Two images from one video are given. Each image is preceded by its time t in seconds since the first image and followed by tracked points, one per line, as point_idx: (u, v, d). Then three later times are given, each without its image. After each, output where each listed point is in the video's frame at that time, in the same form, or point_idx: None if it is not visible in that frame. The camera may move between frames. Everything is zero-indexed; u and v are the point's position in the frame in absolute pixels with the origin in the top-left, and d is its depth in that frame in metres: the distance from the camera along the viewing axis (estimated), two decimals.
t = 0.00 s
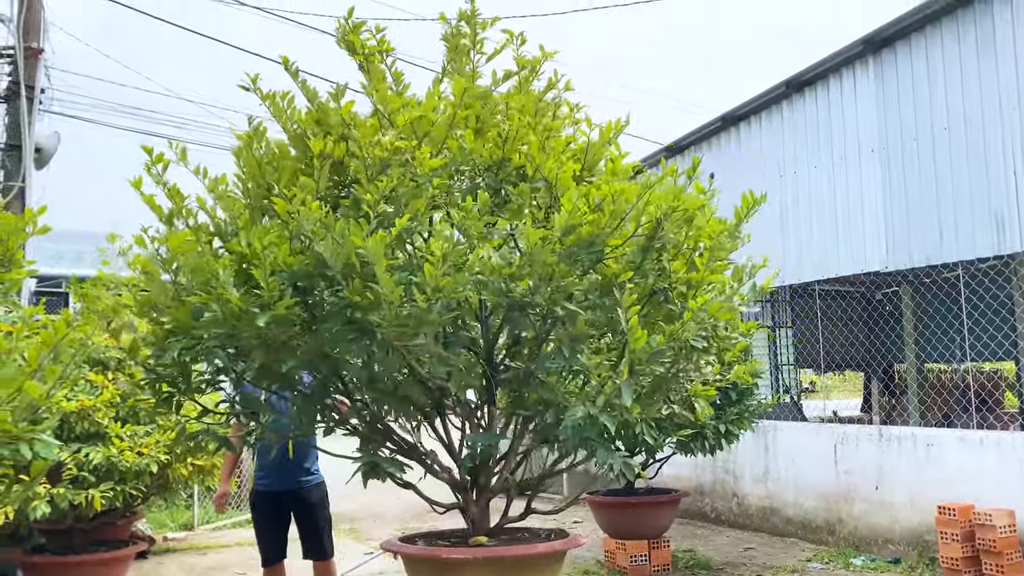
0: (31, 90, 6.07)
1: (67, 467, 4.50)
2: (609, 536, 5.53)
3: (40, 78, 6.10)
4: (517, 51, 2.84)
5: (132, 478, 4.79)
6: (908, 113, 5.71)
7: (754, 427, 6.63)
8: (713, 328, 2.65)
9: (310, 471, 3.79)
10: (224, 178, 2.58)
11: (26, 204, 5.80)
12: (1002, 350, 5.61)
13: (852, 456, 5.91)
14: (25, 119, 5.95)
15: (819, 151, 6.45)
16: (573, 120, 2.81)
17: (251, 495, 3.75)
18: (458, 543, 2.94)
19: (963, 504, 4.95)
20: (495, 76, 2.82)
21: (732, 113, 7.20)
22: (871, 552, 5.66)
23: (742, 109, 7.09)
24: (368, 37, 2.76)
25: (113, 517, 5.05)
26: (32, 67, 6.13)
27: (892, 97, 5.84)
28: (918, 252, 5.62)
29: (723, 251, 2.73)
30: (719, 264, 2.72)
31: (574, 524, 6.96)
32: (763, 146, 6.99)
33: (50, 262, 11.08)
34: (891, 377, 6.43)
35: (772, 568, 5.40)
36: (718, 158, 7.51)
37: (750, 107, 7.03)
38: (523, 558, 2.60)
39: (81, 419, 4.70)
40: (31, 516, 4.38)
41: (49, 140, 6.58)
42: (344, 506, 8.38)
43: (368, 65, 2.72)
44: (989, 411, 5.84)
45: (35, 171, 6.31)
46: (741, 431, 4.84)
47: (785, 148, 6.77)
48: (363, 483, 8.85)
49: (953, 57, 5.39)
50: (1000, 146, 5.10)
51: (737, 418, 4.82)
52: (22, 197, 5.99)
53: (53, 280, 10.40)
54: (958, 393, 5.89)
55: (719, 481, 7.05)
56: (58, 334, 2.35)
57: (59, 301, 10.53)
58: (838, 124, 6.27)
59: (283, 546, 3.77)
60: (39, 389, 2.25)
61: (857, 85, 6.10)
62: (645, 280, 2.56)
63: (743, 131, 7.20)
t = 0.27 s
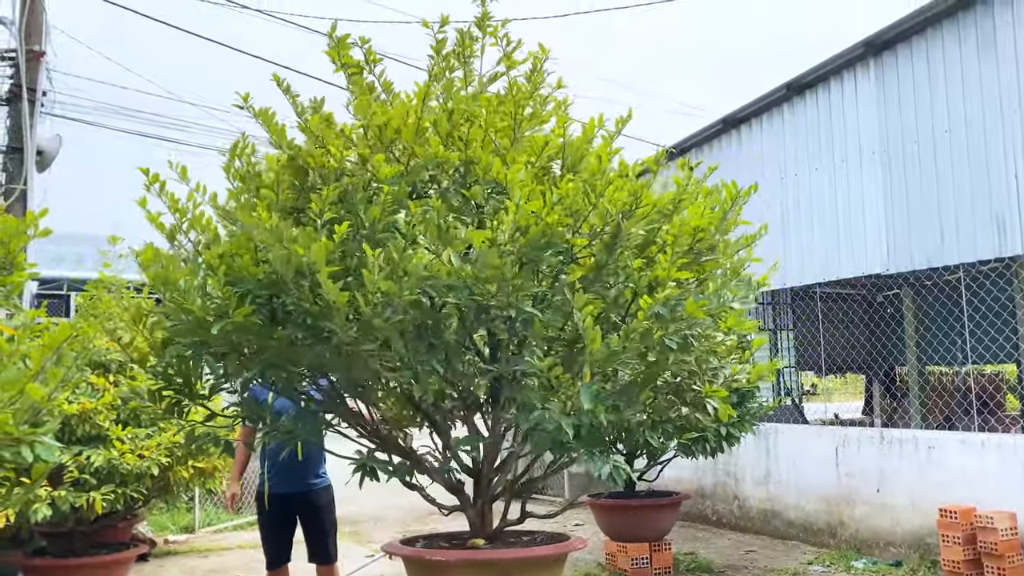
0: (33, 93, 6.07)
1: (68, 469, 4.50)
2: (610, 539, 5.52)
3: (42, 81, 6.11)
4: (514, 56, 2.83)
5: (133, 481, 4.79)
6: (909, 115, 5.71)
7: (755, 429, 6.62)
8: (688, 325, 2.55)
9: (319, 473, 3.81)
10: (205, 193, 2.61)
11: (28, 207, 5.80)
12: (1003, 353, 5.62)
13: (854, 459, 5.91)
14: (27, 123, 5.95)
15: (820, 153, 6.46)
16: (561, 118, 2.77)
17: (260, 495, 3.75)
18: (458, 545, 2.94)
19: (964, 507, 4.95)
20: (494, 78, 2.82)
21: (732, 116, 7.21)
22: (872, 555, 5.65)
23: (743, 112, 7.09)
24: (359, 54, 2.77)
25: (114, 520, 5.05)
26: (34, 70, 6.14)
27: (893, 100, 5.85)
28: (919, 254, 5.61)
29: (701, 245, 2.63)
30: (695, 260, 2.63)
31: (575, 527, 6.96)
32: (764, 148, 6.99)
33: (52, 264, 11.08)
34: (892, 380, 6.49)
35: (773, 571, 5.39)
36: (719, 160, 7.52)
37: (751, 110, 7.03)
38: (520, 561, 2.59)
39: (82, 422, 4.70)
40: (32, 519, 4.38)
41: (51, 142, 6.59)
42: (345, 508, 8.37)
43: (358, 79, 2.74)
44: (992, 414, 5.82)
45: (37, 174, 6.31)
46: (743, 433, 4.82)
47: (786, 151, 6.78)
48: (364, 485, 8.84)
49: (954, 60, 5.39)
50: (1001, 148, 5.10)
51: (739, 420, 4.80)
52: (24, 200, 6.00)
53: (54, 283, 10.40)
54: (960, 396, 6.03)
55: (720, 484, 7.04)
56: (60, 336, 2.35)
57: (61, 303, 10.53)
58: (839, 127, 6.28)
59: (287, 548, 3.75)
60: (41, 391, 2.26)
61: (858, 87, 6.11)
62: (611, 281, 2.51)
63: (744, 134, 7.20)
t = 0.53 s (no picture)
0: (34, 95, 6.07)
1: (68, 471, 4.49)
2: (611, 541, 5.51)
3: (43, 83, 6.11)
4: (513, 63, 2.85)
5: (134, 482, 4.79)
6: (910, 117, 5.71)
7: (756, 431, 6.61)
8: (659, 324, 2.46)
9: (331, 475, 3.81)
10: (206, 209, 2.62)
11: (29, 209, 5.81)
12: (1004, 354, 5.61)
13: (855, 461, 5.90)
14: (28, 125, 5.95)
15: (820, 154, 6.45)
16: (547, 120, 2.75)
17: (272, 496, 3.74)
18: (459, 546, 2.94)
19: (966, 509, 4.95)
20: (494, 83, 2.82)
21: (733, 117, 7.20)
22: (873, 557, 5.65)
23: (744, 113, 7.09)
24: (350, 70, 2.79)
25: (115, 521, 5.06)
26: (35, 72, 6.13)
27: (894, 101, 5.84)
28: (920, 256, 5.61)
29: (677, 241, 2.55)
30: (671, 257, 2.56)
31: (576, 529, 6.95)
32: (765, 150, 6.99)
33: (53, 265, 11.06)
34: (893, 381, 6.46)
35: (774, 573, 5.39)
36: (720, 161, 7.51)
37: (752, 111, 7.03)
38: (517, 562, 2.58)
39: (83, 424, 4.70)
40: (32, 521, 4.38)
41: (52, 144, 6.59)
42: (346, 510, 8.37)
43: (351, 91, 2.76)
44: (993, 416, 5.88)
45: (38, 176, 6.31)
46: (744, 435, 4.79)
47: (787, 152, 6.78)
48: (364, 487, 8.84)
49: (955, 61, 5.39)
50: (1002, 150, 5.10)
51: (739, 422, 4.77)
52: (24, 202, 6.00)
53: (55, 285, 10.37)
54: (961, 397, 6.00)
55: (721, 486, 7.03)
56: (61, 339, 2.35)
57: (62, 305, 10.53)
58: (840, 129, 6.28)
59: (294, 550, 3.75)
60: (43, 393, 2.25)
61: (859, 88, 6.11)
62: (575, 280, 2.49)
63: (745, 136, 7.20)
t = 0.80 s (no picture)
0: (36, 96, 6.06)
1: (70, 472, 4.49)
2: (612, 542, 5.50)
3: (44, 83, 6.11)
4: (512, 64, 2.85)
5: (135, 483, 4.78)
6: (911, 118, 5.71)
7: (757, 432, 6.61)
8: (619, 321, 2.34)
9: (339, 476, 3.81)
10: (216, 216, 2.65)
11: (30, 210, 5.80)
12: (1006, 355, 5.57)
13: (856, 462, 5.90)
14: (28, 125, 5.95)
15: (821, 155, 6.45)
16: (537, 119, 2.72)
17: (280, 495, 3.75)
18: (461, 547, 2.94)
19: (967, 510, 4.94)
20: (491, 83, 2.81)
21: (734, 118, 7.20)
22: (875, 558, 5.64)
23: (745, 114, 7.09)
24: (348, 81, 2.79)
25: (116, 522, 5.05)
26: (37, 73, 6.13)
27: (895, 102, 5.84)
28: (922, 257, 5.61)
29: (643, 235, 2.45)
30: (642, 249, 2.46)
31: (577, 530, 6.94)
32: (766, 151, 6.99)
33: (54, 266, 11.04)
34: (894, 383, 6.47)
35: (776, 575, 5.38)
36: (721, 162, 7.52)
37: (753, 112, 7.03)
38: (515, 563, 2.57)
39: (84, 424, 4.70)
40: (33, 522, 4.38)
41: (53, 145, 6.59)
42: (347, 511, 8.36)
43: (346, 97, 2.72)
44: (994, 416, 5.90)
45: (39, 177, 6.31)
46: (746, 436, 4.76)
47: (788, 153, 6.77)
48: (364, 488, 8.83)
49: (956, 62, 5.39)
50: (1003, 150, 5.10)
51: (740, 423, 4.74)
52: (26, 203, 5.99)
53: (57, 286, 10.37)
54: (963, 398, 6.04)
55: (723, 487, 7.02)
56: (62, 339, 2.35)
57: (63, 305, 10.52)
58: (841, 130, 6.27)
59: (300, 552, 3.72)
60: (44, 394, 2.25)
61: (860, 89, 6.11)
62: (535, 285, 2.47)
63: (746, 136, 7.20)
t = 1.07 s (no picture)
0: (37, 97, 6.07)
1: (70, 472, 4.50)
2: (612, 543, 5.50)
3: (45, 85, 6.12)
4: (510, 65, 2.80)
5: (136, 484, 4.79)
6: (911, 119, 5.71)
7: (758, 433, 6.60)
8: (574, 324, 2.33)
9: (347, 477, 3.83)
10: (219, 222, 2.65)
11: (31, 211, 5.81)
12: (1006, 356, 5.57)
13: (857, 462, 5.89)
14: (29, 126, 5.96)
15: (821, 156, 6.46)
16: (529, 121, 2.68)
17: (284, 495, 3.76)
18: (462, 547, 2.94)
19: (967, 511, 4.94)
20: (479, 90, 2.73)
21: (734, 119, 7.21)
22: (875, 559, 5.64)
23: (746, 115, 7.09)
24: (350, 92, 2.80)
25: (117, 523, 5.06)
26: (37, 74, 6.14)
27: (895, 103, 5.84)
28: (922, 258, 5.61)
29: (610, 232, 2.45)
30: (605, 242, 2.45)
31: (578, 531, 6.93)
32: (767, 152, 6.99)
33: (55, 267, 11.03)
34: (895, 384, 6.34)
35: None
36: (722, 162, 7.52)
37: (754, 112, 7.03)
38: (507, 564, 2.57)
39: (85, 425, 4.71)
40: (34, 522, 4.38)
41: (54, 146, 6.60)
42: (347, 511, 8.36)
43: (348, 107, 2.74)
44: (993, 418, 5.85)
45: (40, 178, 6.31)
46: (746, 438, 4.76)
47: (789, 154, 6.78)
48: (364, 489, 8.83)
49: (956, 63, 5.39)
50: (1004, 151, 5.10)
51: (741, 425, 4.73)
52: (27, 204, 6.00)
53: (58, 287, 10.37)
54: (963, 399, 5.98)
55: (723, 487, 7.02)
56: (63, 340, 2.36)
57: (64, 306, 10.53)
58: (842, 131, 6.28)
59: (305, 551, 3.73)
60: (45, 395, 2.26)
61: (860, 90, 6.11)
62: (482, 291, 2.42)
63: (746, 138, 7.20)
